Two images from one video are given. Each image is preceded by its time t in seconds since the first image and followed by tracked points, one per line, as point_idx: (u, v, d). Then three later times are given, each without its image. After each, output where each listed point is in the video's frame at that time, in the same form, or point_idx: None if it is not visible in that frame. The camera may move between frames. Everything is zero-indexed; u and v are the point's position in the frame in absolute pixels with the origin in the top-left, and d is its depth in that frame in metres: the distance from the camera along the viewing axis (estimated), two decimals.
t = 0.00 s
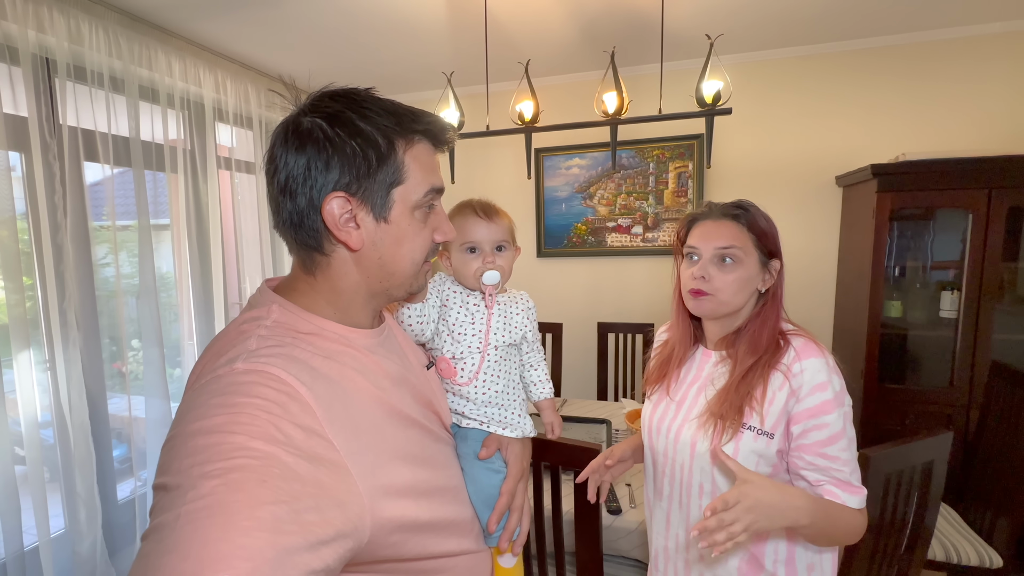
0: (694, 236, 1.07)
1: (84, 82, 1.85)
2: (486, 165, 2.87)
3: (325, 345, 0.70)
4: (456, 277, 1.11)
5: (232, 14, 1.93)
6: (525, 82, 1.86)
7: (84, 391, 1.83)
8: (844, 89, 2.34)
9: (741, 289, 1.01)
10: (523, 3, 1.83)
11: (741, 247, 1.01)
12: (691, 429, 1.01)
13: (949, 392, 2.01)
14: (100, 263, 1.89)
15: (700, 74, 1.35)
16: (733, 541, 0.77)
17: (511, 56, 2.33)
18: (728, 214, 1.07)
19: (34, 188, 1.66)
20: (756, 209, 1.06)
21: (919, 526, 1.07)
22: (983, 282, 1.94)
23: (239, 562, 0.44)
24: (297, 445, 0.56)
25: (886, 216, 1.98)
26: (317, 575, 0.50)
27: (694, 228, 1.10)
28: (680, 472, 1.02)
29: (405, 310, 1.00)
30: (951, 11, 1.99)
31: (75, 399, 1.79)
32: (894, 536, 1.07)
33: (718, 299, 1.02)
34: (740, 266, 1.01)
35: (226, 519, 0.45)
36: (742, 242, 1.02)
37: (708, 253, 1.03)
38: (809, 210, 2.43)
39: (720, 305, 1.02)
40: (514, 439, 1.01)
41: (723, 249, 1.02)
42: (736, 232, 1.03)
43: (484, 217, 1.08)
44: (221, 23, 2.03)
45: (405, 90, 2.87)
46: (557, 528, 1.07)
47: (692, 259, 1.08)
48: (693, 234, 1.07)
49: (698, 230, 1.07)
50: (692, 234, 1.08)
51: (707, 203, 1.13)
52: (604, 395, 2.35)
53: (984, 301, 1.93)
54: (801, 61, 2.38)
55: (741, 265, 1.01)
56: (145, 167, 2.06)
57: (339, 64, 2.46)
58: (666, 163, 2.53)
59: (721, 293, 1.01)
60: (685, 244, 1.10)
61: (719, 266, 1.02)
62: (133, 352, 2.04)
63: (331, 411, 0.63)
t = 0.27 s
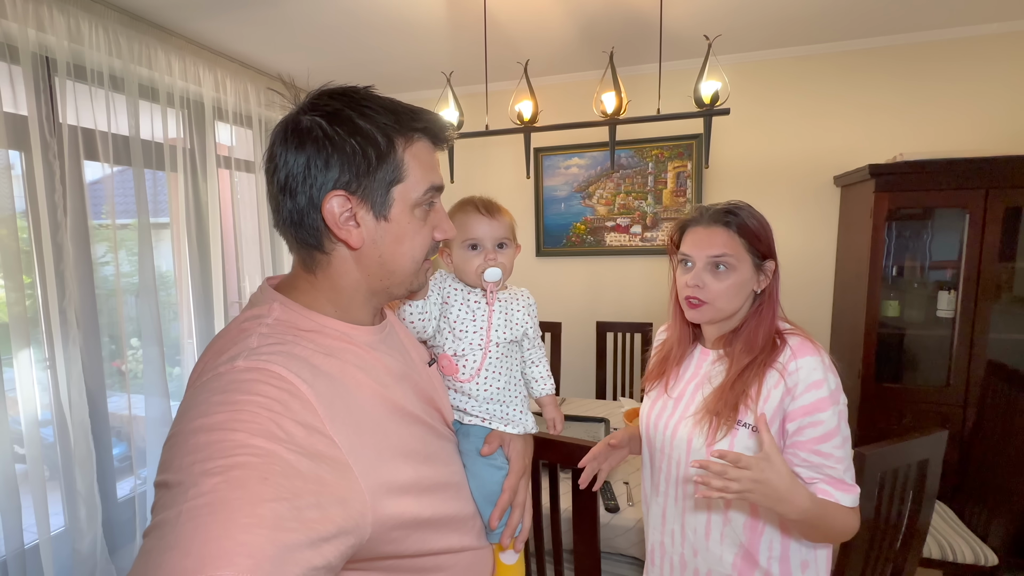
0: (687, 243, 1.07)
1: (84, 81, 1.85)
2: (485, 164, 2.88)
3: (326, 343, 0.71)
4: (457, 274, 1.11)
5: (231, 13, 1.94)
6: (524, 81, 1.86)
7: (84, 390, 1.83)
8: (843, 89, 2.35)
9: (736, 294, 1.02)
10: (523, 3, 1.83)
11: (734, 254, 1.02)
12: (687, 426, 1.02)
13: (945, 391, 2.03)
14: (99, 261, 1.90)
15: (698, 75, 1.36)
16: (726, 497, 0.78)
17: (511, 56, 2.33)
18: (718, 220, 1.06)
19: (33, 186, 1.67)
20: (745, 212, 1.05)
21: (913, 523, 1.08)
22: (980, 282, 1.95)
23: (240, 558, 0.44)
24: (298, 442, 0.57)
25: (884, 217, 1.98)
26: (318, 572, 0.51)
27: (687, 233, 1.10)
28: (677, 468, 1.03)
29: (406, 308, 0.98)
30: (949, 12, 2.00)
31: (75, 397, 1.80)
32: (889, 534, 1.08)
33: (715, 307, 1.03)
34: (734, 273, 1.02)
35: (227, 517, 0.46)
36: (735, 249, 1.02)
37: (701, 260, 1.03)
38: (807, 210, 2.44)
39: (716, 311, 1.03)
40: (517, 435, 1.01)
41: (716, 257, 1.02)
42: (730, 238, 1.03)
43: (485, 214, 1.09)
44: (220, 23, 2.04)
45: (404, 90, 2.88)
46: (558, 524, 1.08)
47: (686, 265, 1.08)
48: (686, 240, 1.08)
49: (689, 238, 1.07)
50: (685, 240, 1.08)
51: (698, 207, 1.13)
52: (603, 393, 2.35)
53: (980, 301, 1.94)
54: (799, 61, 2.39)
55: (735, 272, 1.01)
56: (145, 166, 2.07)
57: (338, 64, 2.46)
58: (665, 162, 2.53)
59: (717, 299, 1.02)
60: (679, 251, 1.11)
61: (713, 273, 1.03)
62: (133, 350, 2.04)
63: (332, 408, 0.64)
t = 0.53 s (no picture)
0: (687, 246, 1.07)
1: (85, 80, 1.86)
2: (485, 164, 2.88)
3: (326, 342, 0.72)
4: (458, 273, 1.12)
5: (232, 13, 1.94)
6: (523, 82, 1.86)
7: (84, 389, 1.84)
8: (842, 90, 2.35)
9: (735, 296, 1.02)
10: (523, 3, 1.84)
11: (734, 257, 1.02)
12: (687, 427, 1.03)
13: (942, 390, 2.03)
14: (100, 260, 1.90)
15: (697, 76, 1.36)
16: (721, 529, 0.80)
17: (511, 56, 2.34)
18: (717, 223, 1.06)
19: (34, 185, 1.67)
20: (747, 213, 1.05)
21: (910, 523, 1.09)
22: (978, 282, 1.96)
23: (240, 559, 0.45)
24: (298, 442, 0.57)
25: (883, 218, 1.99)
26: (318, 571, 0.51)
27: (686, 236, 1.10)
28: (676, 468, 1.03)
29: (407, 306, 0.99)
30: (948, 13, 2.00)
31: (76, 396, 1.81)
32: (886, 531, 1.08)
33: (715, 310, 1.04)
34: (734, 276, 1.02)
35: (227, 518, 0.46)
36: (735, 252, 1.02)
37: (701, 263, 1.04)
38: (806, 211, 2.45)
39: (716, 314, 1.04)
40: (517, 434, 1.02)
41: (716, 259, 1.03)
42: (729, 240, 1.03)
43: (487, 213, 1.10)
44: (220, 22, 2.04)
45: (405, 89, 2.88)
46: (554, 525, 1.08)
47: (687, 268, 1.09)
48: (686, 242, 1.08)
49: (687, 241, 1.08)
50: (686, 242, 1.08)
51: (698, 207, 1.13)
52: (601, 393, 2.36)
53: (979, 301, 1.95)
54: (799, 61, 2.39)
55: (736, 275, 1.02)
56: (145, 166, 2.07)
57: (338, 64, 2.47)
58: (665, 163, 2.54)
59: (718, 302, 1.03)
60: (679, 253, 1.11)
61: (713, 276, 1.03)
62: (133, 349, 2.05)
63: (332, 408, 0.64)
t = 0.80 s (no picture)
0: (687, 243, 1.08)
1: (86, 80, 1.87)
2: (485, 164, 2.89)
3: (327, 340, 0.72)
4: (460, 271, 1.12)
5: (233, 13, 1.95)
6: (524, 83, 1.87)
7: (85, 387, 1.85)
8: (842, 91, 2.35)
9: (733, 295, 1.03)
10: (524, 3, 1.84)
11: (733, 254, 1.03)
12: (686, 431, 1.03)
13: (940, 391, 2.04)
14: (101, 258, 1.91)
15: (696, 77, 1.37)
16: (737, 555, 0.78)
17: (511, 56, 2.35)
18: (718, 220, 1.07)
19: (36, 184, 1.68)
20: (749, 212, 1.07)
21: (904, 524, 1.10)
22: (977, 282, 1.96)
23: (241, 558, 0.45)
24: (299, 441, 0.58)
25: (881, 218, 1.99)
26: (319, 570, 0.52)
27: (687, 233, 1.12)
28: (675, 472, 1.04)
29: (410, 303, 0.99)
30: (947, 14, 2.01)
31: (77, 395, 1.82)
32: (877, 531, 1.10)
33: (713, 307, 1.04)
34: (732, 274, 1.03)
35: (227, 517, 0.47)
36: (735, 249, 1.03)
37: (700, 259, 1.05)
38: (805, 211, 2.45)
39: (714, 312, 1.04)
40: (518, 432, 1.04)
41: (715, 256, 1.03)
42: (729, 238, 1.04)
43: (489, 210, 1.10)
44: (220, 22, 2.05)
45: (405, 89, 2.89)
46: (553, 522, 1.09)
47: (687, 264, 1.10)
48: (685, 240, 1.09)
49: (688, 237, 1.09)
50: (685, 240, 1.10)
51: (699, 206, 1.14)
52: (601, 393, 2.36)
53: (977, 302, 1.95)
54: (798, 62, 2.40)
55: (734, 273, 1.03)
56: (147, 165, 2.08)
57: (339, 64, 2.48)
58: (664, 163, 2.54)
59: (714, 301, 1.03)
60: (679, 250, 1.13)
61: (712, 273, 1.04)
62: (134, 348, 2.06)
63: (333, 406, 0.65)
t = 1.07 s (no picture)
0: (683, 246, 1.09)
1: (89, 80, 1.88)
2: (485, 164, 2.90)
3: (327, 339, 0.73)
4: (464, 269, 1.11)
5: (235, 14, 1.96)
6: (524, 84, 1.88)
7: (89, 386, 1.86)
8: (842, 92, 2.36)
9: (731, 299, 1.03)
10: (524, 4, 1.85)
11: (729, 257, 1.03)
12: (694, 441, 1.04)
13: (940, 391, 2.04)
14: (104, 258, 1.92)
15: (695, 78, 1.37)
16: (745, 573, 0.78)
17: (512, 57, 2.36)
18: (713, 223, 1.08)
19: (39, 184, 1.69)
20: (740, 216, 1.06)
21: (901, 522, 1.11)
22: (976, 283, 1.96)
23: (243, 557, 0.46)
24: (300, 440, 0.59)
25: (880, 219, 2.00)
26: (320, 568, 0.53)
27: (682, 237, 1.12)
28: (683, 482, 1.04)
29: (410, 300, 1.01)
30: (947, 15, 2.01)
31: (79, 393, 1.83)
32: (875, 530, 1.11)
33: (712, 313, 1.04)
34: (728, 277, 1.03)
35: (229, 517, 0.48)
36: (730, 253, 1.04)
37: (695, 264, 1.06)
38: (805, 212, 2.46)
39: (714, 316, 1.05)
40: (519, 428, 1.04)
41: (710, 260, 1.04)
42: (724, 242, 1.04)
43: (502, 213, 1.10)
44: (221, 23, 2.05)
45: (406, 90, 2.90)
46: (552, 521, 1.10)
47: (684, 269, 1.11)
48: (681, 243, 1.10)
49: (684, 241, 1.10)
50: (681, 244, 1.10)
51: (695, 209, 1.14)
52: (601, 393, 2.37)
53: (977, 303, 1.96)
54: (798, 63, 2.40)
55: (730, 276, 1.03)
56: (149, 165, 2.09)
57: (340, 64, 2.48)
58: (664, 163, 2.55)
59: (711, 304, 1.04)
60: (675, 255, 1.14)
61: (706, 277, 1.05)
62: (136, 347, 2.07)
63: (334, 405, 0.66)
